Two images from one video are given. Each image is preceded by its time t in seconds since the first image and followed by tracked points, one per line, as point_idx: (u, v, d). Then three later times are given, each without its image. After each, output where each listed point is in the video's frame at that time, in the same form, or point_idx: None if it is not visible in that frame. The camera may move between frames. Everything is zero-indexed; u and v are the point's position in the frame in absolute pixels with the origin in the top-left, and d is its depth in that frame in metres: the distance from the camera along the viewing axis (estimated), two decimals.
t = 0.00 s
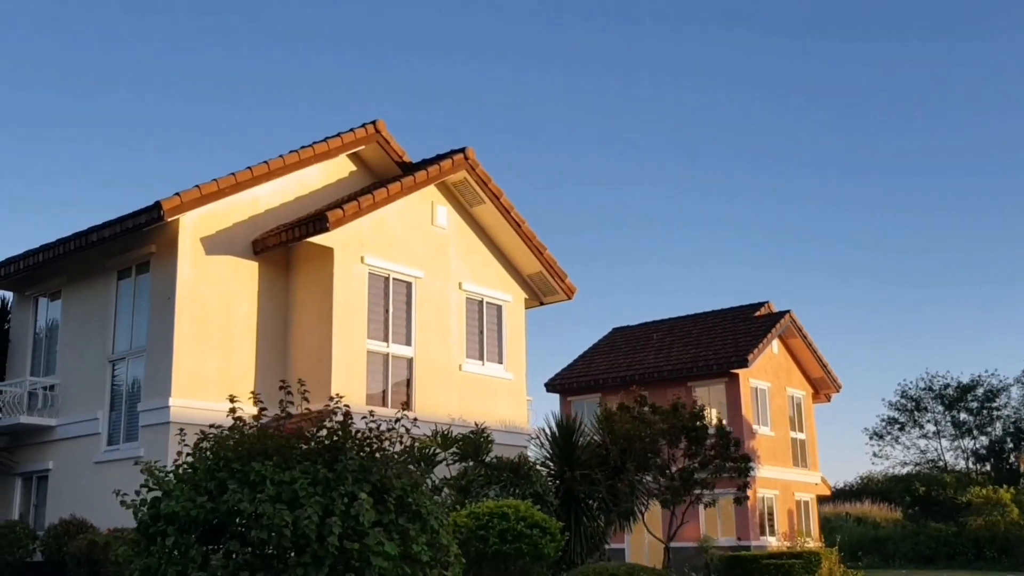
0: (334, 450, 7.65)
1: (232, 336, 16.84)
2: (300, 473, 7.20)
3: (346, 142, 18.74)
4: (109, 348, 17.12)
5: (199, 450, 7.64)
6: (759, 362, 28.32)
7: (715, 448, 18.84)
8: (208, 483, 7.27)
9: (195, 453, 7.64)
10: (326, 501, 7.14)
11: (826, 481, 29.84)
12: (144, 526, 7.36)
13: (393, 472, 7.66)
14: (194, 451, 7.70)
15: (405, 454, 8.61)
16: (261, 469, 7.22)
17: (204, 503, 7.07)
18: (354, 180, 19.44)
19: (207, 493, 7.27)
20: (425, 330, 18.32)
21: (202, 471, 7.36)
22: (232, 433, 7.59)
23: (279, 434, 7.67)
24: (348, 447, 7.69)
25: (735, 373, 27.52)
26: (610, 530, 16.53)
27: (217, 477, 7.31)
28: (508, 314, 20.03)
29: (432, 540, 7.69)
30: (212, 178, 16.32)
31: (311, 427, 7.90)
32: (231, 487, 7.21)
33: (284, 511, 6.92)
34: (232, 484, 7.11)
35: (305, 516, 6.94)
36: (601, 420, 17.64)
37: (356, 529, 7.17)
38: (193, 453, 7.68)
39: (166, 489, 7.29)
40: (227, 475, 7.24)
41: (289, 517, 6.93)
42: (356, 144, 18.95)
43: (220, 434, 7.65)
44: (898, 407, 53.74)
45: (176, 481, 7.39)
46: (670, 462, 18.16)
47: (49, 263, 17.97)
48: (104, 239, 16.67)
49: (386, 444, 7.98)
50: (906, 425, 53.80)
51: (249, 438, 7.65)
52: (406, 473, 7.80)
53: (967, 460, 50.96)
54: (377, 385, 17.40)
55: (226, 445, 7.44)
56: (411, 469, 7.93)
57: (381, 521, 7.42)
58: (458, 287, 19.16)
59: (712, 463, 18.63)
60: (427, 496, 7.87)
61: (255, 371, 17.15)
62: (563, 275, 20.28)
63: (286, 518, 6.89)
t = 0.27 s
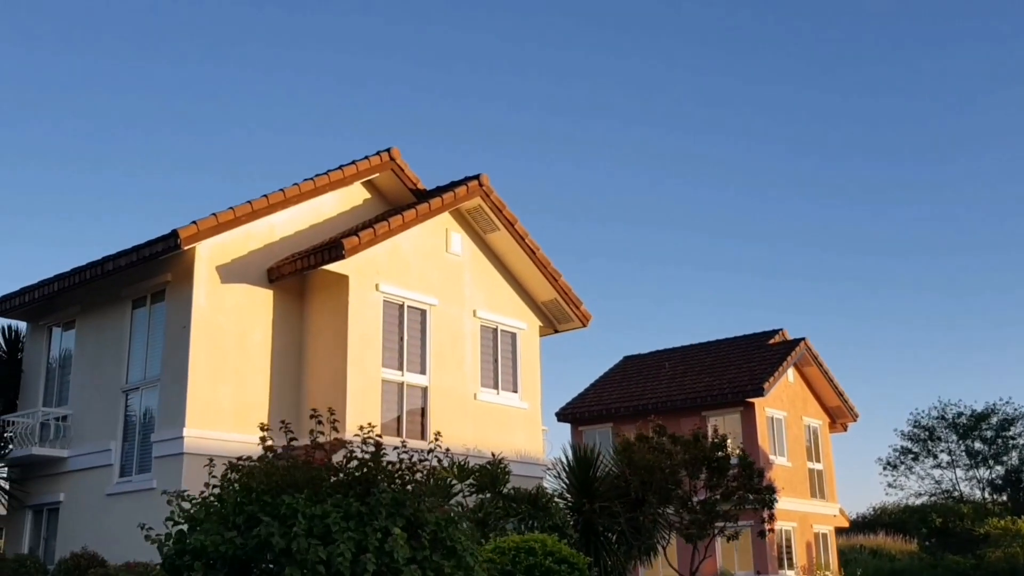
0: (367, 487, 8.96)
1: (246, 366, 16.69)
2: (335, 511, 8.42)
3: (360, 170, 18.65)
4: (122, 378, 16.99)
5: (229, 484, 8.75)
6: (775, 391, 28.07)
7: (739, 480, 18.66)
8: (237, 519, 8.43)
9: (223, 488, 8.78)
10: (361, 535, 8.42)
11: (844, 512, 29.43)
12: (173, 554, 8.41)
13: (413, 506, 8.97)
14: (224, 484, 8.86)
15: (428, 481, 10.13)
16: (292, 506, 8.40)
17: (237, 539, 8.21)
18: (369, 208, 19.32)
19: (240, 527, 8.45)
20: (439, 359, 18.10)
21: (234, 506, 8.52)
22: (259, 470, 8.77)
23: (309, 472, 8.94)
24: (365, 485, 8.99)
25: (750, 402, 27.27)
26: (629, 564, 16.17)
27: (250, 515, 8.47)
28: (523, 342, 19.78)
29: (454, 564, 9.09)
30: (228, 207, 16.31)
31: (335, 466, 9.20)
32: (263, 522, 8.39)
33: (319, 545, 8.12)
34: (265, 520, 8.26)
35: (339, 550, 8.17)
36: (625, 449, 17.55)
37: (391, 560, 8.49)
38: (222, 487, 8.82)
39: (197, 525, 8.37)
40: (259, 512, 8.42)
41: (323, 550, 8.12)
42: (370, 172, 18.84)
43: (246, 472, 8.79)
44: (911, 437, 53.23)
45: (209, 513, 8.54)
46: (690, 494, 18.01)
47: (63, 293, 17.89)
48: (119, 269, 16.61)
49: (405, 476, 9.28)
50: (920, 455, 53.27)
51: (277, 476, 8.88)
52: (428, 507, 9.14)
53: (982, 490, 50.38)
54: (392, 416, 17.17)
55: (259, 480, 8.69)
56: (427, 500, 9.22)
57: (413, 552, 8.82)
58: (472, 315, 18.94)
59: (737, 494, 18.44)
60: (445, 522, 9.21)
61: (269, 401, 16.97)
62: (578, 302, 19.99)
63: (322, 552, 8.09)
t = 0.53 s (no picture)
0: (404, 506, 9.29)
1: (260, 378, 16.55)
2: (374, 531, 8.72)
3: (375, 180, 18.51)
4: (135, 392, 16.88)
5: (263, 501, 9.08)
6: (792, 403, 27.87)
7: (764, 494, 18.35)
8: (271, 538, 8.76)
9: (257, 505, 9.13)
10: (399, 555, 8.72)
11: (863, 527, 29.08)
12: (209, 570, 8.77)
13: (450, 524, 9.27)
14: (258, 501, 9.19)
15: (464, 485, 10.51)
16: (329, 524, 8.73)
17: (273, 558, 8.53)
18: (383, 219, 19.16)
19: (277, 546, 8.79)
20: (455, 371, 17.84)
21: (269, 524, 8.86)
22: (295, 487, 9.11)
23: (344, 491, 9.29)
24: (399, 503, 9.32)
25: (767, 414, 27.05)
26: None
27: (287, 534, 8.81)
28: (539, 354, 19.48)
29: None
30: (244, 217, 16.34)
31: (370, 484, 9.52)
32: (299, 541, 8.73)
33: (357, 567, 8.45)
34: (301, 540, 8.60)
35: (377, 571, 8.48)
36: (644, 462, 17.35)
37: None
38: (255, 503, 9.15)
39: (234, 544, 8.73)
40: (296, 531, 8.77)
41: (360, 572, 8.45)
42: (385, 182, 18.69)
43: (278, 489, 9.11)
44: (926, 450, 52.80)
45: (245, 531, 8.88)
46: (714, 509, 17.65)
47: (79, 304, 17.86)
48: (135, 280, 16.71)
49: (440, 489, 9.57)
50: (935, 468, 52.80)
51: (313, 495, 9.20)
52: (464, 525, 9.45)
53: (999, 503, 49.90)
54: (407, 429, 16.92)
55: (295, 495, 9.00)
56: (463, 516, 9.50)
57: (452, 571, 9.15)
58: (488, 326, 18.65)
59: (761, 508, 18.17)
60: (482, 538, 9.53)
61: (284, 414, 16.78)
62: (595, 313, 19.71)
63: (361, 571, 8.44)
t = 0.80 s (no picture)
0: (444, 505, 9.44)
1: (276, 381, 16.39)
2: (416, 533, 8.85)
3: (391, 180, 18.30)
4: (149, 394, 16.70)
5: (301, 501, 9.22)
6: (808, 407, 27.74)
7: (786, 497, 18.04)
8: (311, 540, 8.93)
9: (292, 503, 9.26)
10: (442, 556, 8.83)
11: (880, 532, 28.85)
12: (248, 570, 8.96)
13: (490, 523, 9.36)
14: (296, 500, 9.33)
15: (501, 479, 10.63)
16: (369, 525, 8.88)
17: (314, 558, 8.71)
18: (399, 219, 18.94)
19: (318, 548, 8.96)
20: (472, 373, 17.63)
21: (308, 525, 9.01)
22: (333, 488, 9.23)
23: (382, 490, 9.36)
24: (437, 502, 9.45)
25: (783, 418, 26.90)
26: None
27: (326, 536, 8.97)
28: (556, 355, 19.24)
29: None
30: (260, 218, 16.22)
31: (407, 484, 9.62)
32: (338, 543, 8.88)
33: (399, 569, 8.59)
34: (340, 543, 8.74)
35: (420, 573, 8.59)
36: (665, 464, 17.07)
37: None
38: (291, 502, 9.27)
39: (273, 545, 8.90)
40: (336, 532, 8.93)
41: (404, 573, 8.59)
42: (401, 182, 18.46)
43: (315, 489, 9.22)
44: (938, 454, 52.45)
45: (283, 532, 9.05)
46: (737, 514, 17.38)
47: (92, 307, 17.70)
48: (151, 282, 16.58)
49: (480, 489, 9.65)
50: (947, 472, 52.45)
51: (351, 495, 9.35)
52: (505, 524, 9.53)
53: (1012, 508, 49.55)
54: (424, 432, 16.72)
55: (328, 498, 9.04)
56: (503, 515, 9.57)
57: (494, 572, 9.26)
58: (504, 328, 18.42)
59: (783, 511, 17.90)
60: (522, 538, 9.60)
61: (300, 417, 16.61)
62: (612, 314, 19.48)
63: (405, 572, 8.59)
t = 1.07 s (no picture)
0: (492, 511, 9.11)
1: (292, 382, 16.21)
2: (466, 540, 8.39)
3: (407, 179, 18.06)
4: (165, 395, 16.56)
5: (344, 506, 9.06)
6: (825, 408, 27.72)
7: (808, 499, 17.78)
8: (356, 545, 8.62)
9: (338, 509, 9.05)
10: (493, 563, 8.33)
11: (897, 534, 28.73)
12: None
13: (541, 531, 8.89)
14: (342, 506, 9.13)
15: (558, 487, 10.09)
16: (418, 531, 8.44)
17: (359, 564, 8.35)
18: (414, 219, 18.71)
19: (364, 554, 8.61)
20: (489, 374, 17.41)
21: (353, 530, 8.74)
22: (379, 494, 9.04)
23: (427, 495, 9.13)
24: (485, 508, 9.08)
25: (800, 419, 26.79)
26: None
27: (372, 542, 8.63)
28: (573, 356, 18.99)
29: None
30: (276, 217, 16.05)
31: (453, 488, 9.40)
32: (384, 547, 8.51)
33: None
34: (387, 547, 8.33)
35: None
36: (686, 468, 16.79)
37: None
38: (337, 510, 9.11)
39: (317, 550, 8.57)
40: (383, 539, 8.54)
41: None
42: (416, 181, 18.20)
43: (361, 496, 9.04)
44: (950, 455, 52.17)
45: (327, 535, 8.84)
46: (761, 517, 17.14)
47: (106, 307, 17.55)
48: (166, 281, 16.43)
49: (529, 494, 9.30)
50: (959, 474, 52.15)
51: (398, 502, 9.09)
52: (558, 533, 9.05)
53: None
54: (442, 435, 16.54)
55: (373, 503, 8.83)
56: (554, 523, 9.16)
57: None
58: (522, 328, 18.18)
59: (806, 514, 17.64)
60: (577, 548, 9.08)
61: (316, 419, 16.43)
62: (630, 314, 19.22)
63: None
